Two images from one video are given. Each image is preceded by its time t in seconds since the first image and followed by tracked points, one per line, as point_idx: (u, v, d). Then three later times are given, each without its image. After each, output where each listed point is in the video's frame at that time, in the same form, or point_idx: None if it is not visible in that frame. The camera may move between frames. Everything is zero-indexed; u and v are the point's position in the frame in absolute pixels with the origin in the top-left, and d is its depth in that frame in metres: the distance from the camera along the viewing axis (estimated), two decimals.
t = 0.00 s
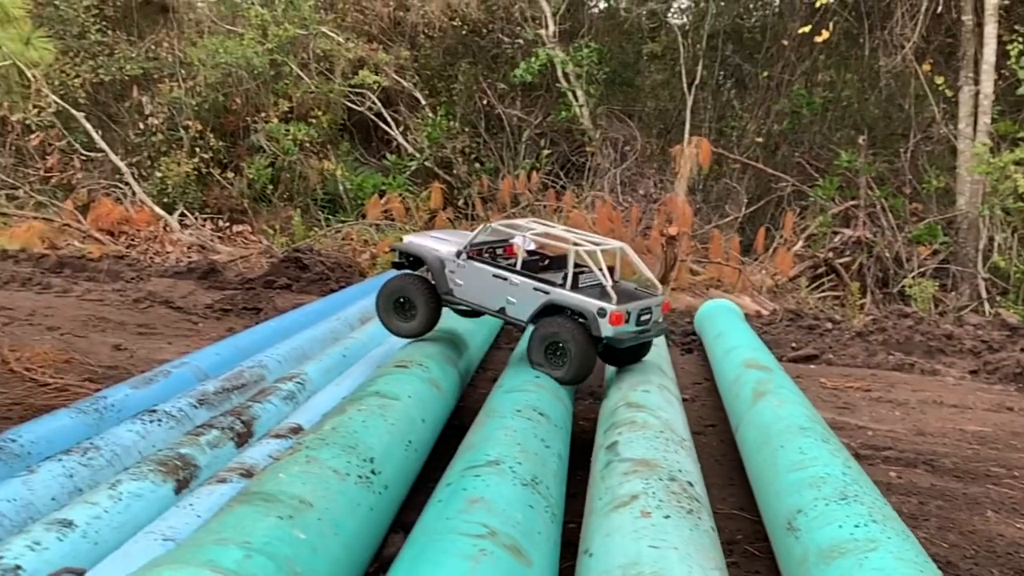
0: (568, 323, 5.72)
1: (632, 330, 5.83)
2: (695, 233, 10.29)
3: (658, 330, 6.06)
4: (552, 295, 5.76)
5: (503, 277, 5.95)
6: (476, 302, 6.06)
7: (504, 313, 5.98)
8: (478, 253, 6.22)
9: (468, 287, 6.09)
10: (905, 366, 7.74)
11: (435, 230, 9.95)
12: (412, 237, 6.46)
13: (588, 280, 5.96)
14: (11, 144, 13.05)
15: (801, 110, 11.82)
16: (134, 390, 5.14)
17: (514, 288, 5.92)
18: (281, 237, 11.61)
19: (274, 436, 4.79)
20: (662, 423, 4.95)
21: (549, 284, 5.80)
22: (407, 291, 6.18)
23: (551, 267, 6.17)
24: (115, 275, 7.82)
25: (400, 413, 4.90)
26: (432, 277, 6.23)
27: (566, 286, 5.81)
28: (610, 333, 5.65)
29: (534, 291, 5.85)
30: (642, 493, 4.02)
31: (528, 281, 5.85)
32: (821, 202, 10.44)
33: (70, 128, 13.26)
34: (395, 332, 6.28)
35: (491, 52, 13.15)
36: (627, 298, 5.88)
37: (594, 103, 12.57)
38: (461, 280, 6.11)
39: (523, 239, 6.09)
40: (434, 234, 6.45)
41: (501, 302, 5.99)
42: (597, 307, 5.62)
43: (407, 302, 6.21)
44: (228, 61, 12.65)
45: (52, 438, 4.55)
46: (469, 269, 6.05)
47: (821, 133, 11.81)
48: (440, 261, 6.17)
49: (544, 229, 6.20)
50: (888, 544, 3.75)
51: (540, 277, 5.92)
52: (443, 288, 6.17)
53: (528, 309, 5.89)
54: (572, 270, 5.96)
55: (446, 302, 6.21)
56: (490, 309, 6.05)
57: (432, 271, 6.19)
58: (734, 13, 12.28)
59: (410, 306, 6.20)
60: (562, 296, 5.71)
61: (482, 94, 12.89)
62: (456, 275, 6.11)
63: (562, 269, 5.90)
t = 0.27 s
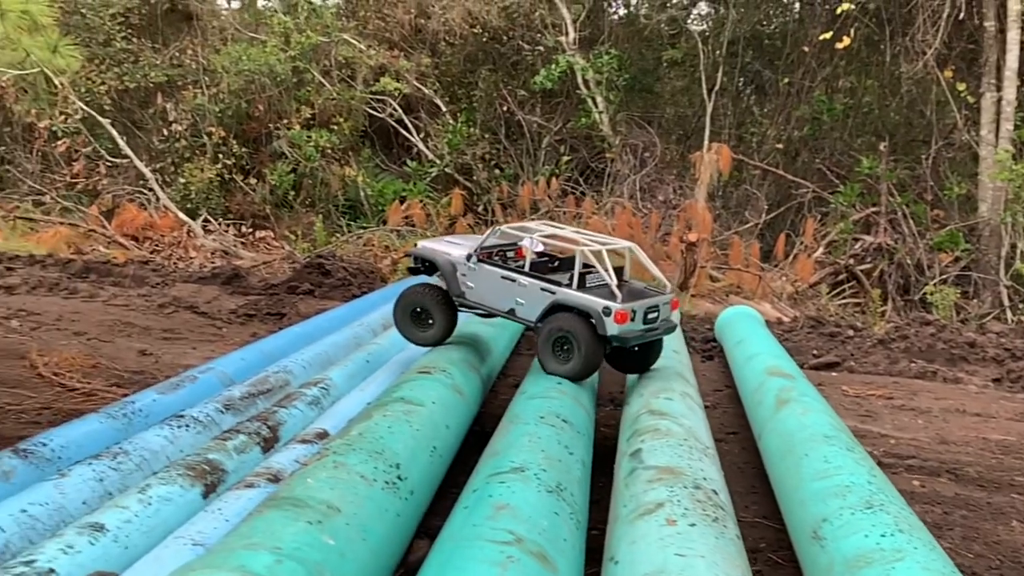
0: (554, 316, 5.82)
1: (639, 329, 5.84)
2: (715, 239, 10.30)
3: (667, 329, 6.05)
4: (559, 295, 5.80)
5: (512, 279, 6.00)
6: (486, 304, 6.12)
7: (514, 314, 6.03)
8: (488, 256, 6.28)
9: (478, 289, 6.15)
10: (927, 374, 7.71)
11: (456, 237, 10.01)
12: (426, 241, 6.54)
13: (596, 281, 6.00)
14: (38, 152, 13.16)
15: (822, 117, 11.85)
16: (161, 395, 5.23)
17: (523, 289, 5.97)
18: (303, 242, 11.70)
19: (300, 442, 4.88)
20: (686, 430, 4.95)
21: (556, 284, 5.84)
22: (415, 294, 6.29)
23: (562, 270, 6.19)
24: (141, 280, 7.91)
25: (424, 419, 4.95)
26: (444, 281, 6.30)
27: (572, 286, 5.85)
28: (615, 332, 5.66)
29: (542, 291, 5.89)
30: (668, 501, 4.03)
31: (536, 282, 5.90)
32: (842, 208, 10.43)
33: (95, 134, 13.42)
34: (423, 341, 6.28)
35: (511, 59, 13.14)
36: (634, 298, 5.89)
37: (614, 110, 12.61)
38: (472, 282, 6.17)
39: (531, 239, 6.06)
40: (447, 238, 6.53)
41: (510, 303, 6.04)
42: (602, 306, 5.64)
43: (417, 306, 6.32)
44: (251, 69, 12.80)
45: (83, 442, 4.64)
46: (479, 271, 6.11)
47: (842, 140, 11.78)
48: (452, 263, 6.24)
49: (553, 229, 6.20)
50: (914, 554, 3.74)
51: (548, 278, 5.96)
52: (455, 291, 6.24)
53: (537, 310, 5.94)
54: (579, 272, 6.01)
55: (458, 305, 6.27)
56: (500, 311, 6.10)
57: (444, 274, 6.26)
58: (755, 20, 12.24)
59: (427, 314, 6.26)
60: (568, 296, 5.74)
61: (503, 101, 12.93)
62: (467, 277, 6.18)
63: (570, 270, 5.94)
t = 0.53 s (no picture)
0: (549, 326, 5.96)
1: (646, 326, 5.79)
2: (736, 245, 10.31)
3: (678, 327, 6.00)
4: (565, 295, 5.81)
5: (521, 280, 6.03)
6: (497, 307, 6.16)
7: (525, 316, 6.05)
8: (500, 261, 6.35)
9: (490, 292, 6.20)
10: (951, 381, 7.66)
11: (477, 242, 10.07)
12: (442, 249, 6.64)
13: (604, 281, 5.98)
14: (66, 156, 13.48)
15: (843, 122, 11.85)
16: (189, 399, 5.31)
17: (532, 290, 5.99)
18: (325, 248, 11.80)
19: (327, 447, 4.95)
20: (710, 437, 4.96)
21: (563, 284, 5.85)
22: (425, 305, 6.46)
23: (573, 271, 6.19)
24: (166, 284, 8.00)
25: (449, 425, 4.99)
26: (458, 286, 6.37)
27: (579, 286, 5.85)
28: (621, 328, 5.63)
29: (550, 292, 5.90)
30: (693, 508, 4.04)
31: (543, 283, 5.92)
32: (864, 214, 10.41)
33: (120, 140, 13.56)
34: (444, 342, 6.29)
35: (532, 65, 13.21)
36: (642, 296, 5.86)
37: (635, 115, 12.63)
38: (484, 286, 6.23)
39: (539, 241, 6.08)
40: (463, 245, 6.63)
41: (521, 305, 6.06)
42: (606, 303, 5.63)
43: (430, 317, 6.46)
44: (275, 76, 12.92)
45: (113, 445, 4.71)
46: (489, 275, 6.17)
47: (864, 145, 11.79)
48: (464, 269, 6.32)
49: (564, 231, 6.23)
50: (943, 563, 3.73)
51: (556, 279, 5.98)
52: (468, 295, 6.30)
53: (545, 311, 5.95)
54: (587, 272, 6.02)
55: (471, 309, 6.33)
56: (511, 313, 6.12)
57: (458, 280, 6.34)
58: (776, 26, 12.25)
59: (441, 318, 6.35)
60: (573, 294, 5.74)
61: (524, 106, 13.00)
62: (479, 281, 6.24)
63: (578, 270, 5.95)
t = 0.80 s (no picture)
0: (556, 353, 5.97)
1: (652, 328, 5.79)
2: (756, 250, 10.31)
3: (685, 329, 5.99)
4: (571, 296, 5.83)
5: (530, 284, 6.08)
6: (508, 311, 6.20)
7: (533, 320, 6.07)
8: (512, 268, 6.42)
9: (501, 297, 6.25)
10: (974, 388, 7.61)
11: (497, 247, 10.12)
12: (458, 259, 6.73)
13: (612, 284, 5.99)
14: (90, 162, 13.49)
15: (864, 127, 11.84)
16: (215, 404, 5.39)
17: (540, 293, 6.03)
18: (346, 252, 11.88)
19: (352, 452, 5.02)
20: (733, 443, 4.96)
21: (570, 286, 5.88)
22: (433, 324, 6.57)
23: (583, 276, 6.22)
24: (191, 289, 8.09)
25: (473, 430, 5.02)
26: (471, 293, 6.45)
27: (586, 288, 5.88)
28: (625, 328, 5.64)
29: (558, 294, 5.93)
30: (718, 515, 4.04)
31: (551, 286, 5.96)
32: (886, 220, 10.38)
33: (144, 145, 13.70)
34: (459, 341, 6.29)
35: (552, 70, 13.18)
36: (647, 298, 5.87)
37: (655, 120, 12.65)
38: (495, 291, 6.29)
39: (548, 246, 6.15)
40: (478, 256, 6.72)
41: (530, 309, 6.09)
42: (611, 303, 5.64)
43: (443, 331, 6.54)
44: (297, 82, 13.03)
45: (141, 450, 4.78)
46: (500, 280, 6.24)
47: (885, 150, 11.80)
48: (477, 275, 6.39)
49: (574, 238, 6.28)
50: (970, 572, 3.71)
51: (564, 282, 6.02)
52: (480, 301, 6.35)
53: (553, 313, 5.98)
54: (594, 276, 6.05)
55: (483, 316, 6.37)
56: (521, 317, 6.16)
57: (470, 286, 6.41)
58: (796, 30, 12.27)
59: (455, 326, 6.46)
60: (578, 295, 5.77)
61: (544, 112, 13.05)
62: (490, 287, 6.30)
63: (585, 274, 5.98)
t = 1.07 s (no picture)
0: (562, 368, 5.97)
1: (658, 333, 5.78)
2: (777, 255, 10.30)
3: (692, 335, 5.96)
4: (577, 302, 5.85)
5: (538, 291, 6.12)
6: (518, 319, 6.25)
7: (542, 326, 6.10)
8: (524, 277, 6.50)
9: (512, 305, 6.31)
10: (998, 394, 7.55)
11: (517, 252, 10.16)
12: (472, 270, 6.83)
13: (619, 292, 6.01)
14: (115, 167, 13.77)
15: (885, 131, 11.82)
16: (240, 408, 5.46)
17: (548, 300, 6.06)
18: (367, 257, 11.96)
19: (376, 456, 5.07)
20: (757, 449, 4.95)
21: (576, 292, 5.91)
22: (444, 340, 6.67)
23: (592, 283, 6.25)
24: (214, 293, 8.18)
25: (497, 435, 5.04)
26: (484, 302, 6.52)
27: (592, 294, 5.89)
28: (630, 333, 5.64)
29: (565, 300, 5.96)
30: (743, 521, 4.04)
31: (559, 293, 5.99)
32: (907, 225, 10.34)
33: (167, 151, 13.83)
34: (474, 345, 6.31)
35: (572, 75, 13.32)
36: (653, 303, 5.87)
37: (674, 125, 12.65)
38: (506, 299, 6.35)
39: (558, 255, 6.30)
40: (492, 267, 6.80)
41: (539, 316, 6.12)
42: (615, 307, 5.66)
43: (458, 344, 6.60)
44: (318, 87, 12.99)
45: (168, 454, 4.84)
46: (511, 288, 6.30)
47: (905, 155, 11.79)
48: (490, 285, 6.47)
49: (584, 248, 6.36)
50: None
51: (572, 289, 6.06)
52: (492, 309, 6.41)
53: (561, 320, 6.00)
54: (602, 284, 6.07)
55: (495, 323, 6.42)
56: (530, 325, 6.19)
57: (483, 295, 6.49)
58: (816, 36, 12.21)
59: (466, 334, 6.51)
60: (584, 300, 5.79)
61: (563, 117, 13.13)
62: (502, 295, 6.37)
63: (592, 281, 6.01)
